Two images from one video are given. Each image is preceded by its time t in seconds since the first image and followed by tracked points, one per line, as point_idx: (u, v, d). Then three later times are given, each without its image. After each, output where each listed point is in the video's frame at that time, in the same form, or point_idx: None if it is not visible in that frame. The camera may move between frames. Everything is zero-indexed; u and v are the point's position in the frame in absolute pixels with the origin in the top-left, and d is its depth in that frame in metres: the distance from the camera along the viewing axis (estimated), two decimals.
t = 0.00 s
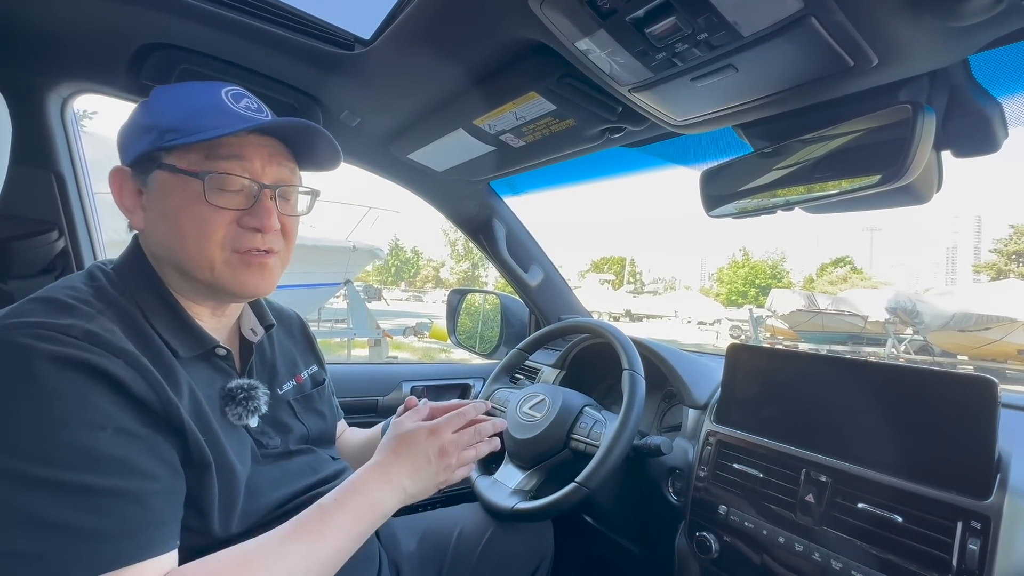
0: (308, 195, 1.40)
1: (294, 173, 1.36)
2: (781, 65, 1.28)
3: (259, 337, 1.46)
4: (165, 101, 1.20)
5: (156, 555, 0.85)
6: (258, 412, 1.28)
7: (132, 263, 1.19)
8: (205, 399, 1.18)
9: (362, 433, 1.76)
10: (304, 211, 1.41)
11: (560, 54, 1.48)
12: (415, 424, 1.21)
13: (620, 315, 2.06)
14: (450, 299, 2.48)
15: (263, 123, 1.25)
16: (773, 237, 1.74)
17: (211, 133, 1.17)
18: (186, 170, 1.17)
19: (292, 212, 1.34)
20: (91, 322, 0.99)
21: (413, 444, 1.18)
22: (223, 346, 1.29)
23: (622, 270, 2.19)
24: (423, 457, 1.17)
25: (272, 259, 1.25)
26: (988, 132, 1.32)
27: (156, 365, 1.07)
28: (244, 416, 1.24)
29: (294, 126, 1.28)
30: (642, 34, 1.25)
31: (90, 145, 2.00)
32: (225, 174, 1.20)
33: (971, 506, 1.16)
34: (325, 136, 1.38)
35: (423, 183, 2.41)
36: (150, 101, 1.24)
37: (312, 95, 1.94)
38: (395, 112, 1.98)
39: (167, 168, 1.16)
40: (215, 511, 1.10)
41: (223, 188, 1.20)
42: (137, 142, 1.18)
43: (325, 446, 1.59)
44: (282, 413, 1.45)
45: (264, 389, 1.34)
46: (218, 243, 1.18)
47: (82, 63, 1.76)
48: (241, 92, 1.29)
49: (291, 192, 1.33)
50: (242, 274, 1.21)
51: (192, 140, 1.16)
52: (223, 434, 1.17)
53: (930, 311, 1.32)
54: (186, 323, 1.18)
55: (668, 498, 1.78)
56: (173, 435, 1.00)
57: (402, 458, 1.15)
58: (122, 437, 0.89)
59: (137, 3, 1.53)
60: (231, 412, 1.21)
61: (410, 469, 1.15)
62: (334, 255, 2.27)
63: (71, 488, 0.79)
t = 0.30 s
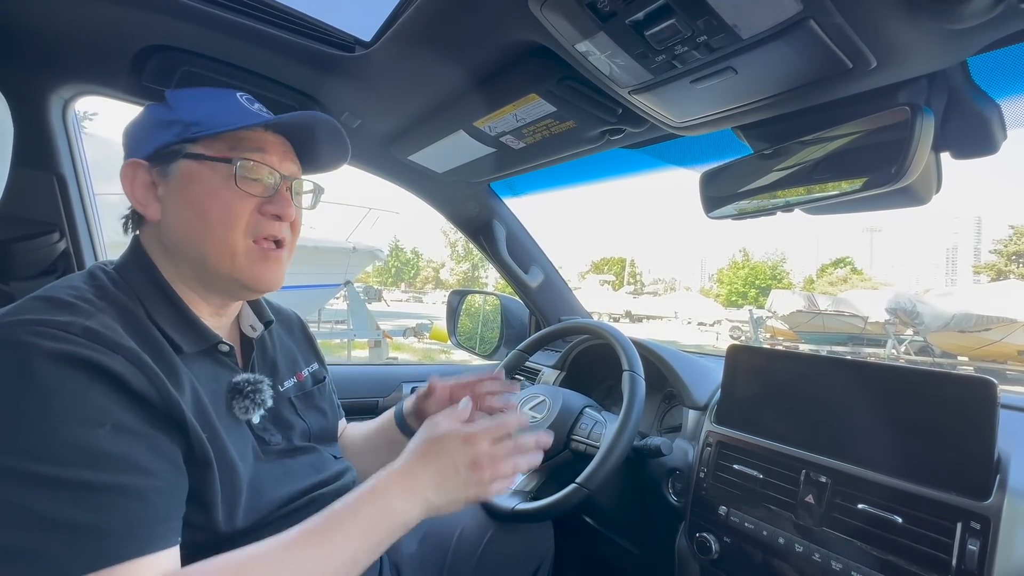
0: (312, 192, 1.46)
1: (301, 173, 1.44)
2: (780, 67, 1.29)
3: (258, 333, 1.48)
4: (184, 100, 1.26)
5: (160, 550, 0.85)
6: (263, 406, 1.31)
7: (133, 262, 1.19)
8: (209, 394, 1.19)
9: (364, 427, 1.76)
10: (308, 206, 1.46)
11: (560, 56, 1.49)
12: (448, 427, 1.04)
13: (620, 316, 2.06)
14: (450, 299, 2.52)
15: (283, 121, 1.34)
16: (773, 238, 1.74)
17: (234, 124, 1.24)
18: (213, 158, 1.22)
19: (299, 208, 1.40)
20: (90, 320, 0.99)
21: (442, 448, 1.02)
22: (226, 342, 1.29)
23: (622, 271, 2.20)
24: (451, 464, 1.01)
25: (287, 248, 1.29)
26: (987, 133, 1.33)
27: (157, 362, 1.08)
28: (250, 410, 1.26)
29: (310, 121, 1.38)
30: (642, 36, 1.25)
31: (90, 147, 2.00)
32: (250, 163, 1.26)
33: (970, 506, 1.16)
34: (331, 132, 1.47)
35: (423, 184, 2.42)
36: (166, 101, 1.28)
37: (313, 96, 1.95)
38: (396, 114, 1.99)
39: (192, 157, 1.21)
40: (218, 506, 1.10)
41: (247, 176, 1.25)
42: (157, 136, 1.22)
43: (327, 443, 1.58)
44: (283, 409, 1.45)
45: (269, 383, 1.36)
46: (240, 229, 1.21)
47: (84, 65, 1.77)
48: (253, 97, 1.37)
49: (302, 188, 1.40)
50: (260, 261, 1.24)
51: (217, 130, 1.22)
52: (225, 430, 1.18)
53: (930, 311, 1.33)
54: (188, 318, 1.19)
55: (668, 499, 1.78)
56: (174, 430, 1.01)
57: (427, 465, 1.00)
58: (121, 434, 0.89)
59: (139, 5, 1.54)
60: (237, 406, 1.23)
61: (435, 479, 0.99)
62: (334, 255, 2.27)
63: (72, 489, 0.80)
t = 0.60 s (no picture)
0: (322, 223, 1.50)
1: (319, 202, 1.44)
2: (779, 69, 1.29)
3: (264, 336, 1.50)
4: (223, 116, 1.29)
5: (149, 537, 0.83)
6: (263, 404, 1.31)
7: (140, 263, 1.20)
8: (211, 390, 1.19)
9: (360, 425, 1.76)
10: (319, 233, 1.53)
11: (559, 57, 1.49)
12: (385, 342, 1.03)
13: (619, 316, 2.03)
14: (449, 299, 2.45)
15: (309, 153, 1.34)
16: (772, 238, 1.75)
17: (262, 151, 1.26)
18: (227, 177, 1.23)
19: (308, 235, 1.39)
20: (96, 312, 1.00)
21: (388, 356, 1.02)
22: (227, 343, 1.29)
23: (622, 271, 2.20)
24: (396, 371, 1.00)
25: (284, 273, 1.29)
26: (984, 134, 1.33)
27: (161, 356, 1.09)
28: (250, 408, 1.27)
29: (333, 159, 1.38)
30: (640, 37, 1.26)
31: (90, 147, 2.01)
32: (262, 189, 1.26)
33: (968, 507, 1.16)
34: (347, 167, 1.44)
35: (423, 185, 2.42)
36: (205, 113, 1.32)
37: (313, 97, 1.95)
38: (396, 115, 1.99)
39: (211, 173, 1.22)
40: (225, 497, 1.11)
41: (256, 200, 1.25)
42: (187, 144, 1.25)
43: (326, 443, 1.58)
44: (285, 410, 1.46)
45: (268, 381, 1.36)
46: (238, 249, 1.21)
47: (83, 66, 1.77)
48: (291, 121, 1.39)
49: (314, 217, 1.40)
50: (254, 283, 1.24)
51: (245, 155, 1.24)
52: (229, 430, 1.20)
53: (929, 312, 1.32)
54: (194, 323, 1.19)
55: (667, 500, 1.78)
56: (178, 421, 1.02)
57: (370, 380, 0.99)
58: (129, 415, 0.91)
59: (138, 6, 1.54)
60: (237, 404, 1.24)
61: (382, 389, 0.99)
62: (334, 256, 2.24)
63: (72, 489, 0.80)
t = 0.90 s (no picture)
0: (325, 221, 1.50)
1: (317, 199, 1.44)
2: (775, 69, 1.29)
3: (265, 339, 1.49)
4: (217, 116, 1.29)
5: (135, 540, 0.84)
6: (263, 408, 1.31)
7: (146, 262, 1.20)
8: (212, 395, 1.20)
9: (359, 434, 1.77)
10: (321, 231, 1.51)
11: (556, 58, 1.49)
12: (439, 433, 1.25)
13: (617, 316, 2.04)
14: (449, 300, 2.57)
15: (305, 149, 1.34)
16: (770, 238, 1.75)
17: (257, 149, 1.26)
18: (224, 177, 1.23)
19: (309, 233, 1.40)
20: (101, 316, 1.00)
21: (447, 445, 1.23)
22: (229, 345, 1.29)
23: (620, 271, 2.22)
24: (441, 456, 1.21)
25: (285, 272, 1.29)
26: (979, 135, 1.34)
27: (164, 360, 1.09)
28: (249, 412, 1.27)
29: (328, 155, 1.37)
30: (636, 38, 1.26)
31: (88, 147, 2.01)
32: (259, 188, 1.26)
33: (964, 506, 1.17)
34: (346, 163, 1.44)
35: (422, 185, 2.42)
36: (200, 113, 1.32)
37: (311, 98, 1.95)
38: (394, 116, 1.99)
39: (207, 173, 1.22)
40: (220, 499, 1.12)
41: (253, 200, 1.25)
42: (183, 146, 1.25)
43: (325, 447, 1.59)
44: (284, 412, 1.46)
45: (270, 387, 1.37)
46: (238, 250, 1.21)
47: (81, 66, 1.77)
48: (286, 118, 1.39)
49: (313, 215, 1.39)
50: (256, 283, 1.24)
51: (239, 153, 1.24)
52: (228, 430, 1.20)
53: (926, 313, 1.32)
54: (196, 322, 1.19)
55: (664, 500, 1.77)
56: (178, 428, 1.02)
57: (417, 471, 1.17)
58: (128, 424, 0.91)
59: (137, 7, 1.54)
60: (237, 408, 1.24)
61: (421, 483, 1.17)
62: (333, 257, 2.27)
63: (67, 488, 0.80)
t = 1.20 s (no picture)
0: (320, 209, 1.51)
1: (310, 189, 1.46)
2: (775, 71, 1.30)
3: (262, 339, 1.48)
4: (203, 114, 1.27)
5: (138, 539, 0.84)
6: (260, 410, 1.31)
7: (139, 264, 1.19)
8: (210, 397, 1.20)
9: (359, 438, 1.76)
10: (317, 222, 1.51)
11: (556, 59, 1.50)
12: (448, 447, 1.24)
13: (616, 317, 2.04)
14: (449, 301, 2.54)
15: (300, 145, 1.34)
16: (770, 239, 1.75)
17: (253, 146, 1.26)
18: (224, 178, 1.23)
19: (308, 225, 1.42)
20: (97, 320, 1.00)
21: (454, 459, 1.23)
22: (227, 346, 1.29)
23: (620, 272, 2.23)
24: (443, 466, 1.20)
25: (291, 266, 1.32)
26: (978, 137, 1.35)
27: (160, 362, 1.08)
28: (248, 414, 1.27)
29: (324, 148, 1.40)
30: (637, 39, 1.26)
31: (88, 147, 2.01)
32: (260, 186, 1.27)
33: (965, 506, 1.17)
34: (342, 152, 1.47)
35: (421, 185, 2.42)
36: (183, 109, 1.29)
37: (311, 99, 1.95)
38: (394, 116, 2.00)
39: (206, 175, 1.22)
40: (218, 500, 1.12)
41: (256, 198, 1.26)
42: (171, 148, 1.23)
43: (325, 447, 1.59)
44: (283, 414, 1.46)
45: (267, 388, 1.37)
46: (246, 250, 1.23)
47: (81, 67, 1.77)
48: (271, 110, 1.38)
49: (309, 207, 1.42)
50: (264, 280, 1.27)
51: (234, 151, 1.24)
52: (225, 430, 1.20)
53: (925, 313, 1.32)
54: (192, 322, 1.19)
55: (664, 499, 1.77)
56: (176, 430, 1.03)
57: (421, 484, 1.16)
58: (124, 428, 0.91)
59: (137, 8, 1.54)
60: (235, 409, 1.24)
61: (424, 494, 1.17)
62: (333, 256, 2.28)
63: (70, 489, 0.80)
